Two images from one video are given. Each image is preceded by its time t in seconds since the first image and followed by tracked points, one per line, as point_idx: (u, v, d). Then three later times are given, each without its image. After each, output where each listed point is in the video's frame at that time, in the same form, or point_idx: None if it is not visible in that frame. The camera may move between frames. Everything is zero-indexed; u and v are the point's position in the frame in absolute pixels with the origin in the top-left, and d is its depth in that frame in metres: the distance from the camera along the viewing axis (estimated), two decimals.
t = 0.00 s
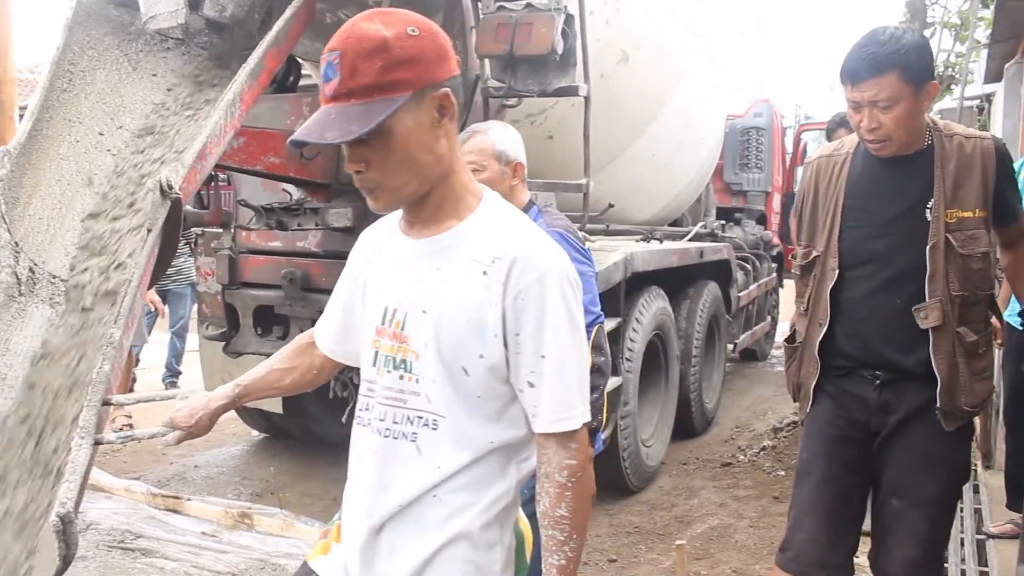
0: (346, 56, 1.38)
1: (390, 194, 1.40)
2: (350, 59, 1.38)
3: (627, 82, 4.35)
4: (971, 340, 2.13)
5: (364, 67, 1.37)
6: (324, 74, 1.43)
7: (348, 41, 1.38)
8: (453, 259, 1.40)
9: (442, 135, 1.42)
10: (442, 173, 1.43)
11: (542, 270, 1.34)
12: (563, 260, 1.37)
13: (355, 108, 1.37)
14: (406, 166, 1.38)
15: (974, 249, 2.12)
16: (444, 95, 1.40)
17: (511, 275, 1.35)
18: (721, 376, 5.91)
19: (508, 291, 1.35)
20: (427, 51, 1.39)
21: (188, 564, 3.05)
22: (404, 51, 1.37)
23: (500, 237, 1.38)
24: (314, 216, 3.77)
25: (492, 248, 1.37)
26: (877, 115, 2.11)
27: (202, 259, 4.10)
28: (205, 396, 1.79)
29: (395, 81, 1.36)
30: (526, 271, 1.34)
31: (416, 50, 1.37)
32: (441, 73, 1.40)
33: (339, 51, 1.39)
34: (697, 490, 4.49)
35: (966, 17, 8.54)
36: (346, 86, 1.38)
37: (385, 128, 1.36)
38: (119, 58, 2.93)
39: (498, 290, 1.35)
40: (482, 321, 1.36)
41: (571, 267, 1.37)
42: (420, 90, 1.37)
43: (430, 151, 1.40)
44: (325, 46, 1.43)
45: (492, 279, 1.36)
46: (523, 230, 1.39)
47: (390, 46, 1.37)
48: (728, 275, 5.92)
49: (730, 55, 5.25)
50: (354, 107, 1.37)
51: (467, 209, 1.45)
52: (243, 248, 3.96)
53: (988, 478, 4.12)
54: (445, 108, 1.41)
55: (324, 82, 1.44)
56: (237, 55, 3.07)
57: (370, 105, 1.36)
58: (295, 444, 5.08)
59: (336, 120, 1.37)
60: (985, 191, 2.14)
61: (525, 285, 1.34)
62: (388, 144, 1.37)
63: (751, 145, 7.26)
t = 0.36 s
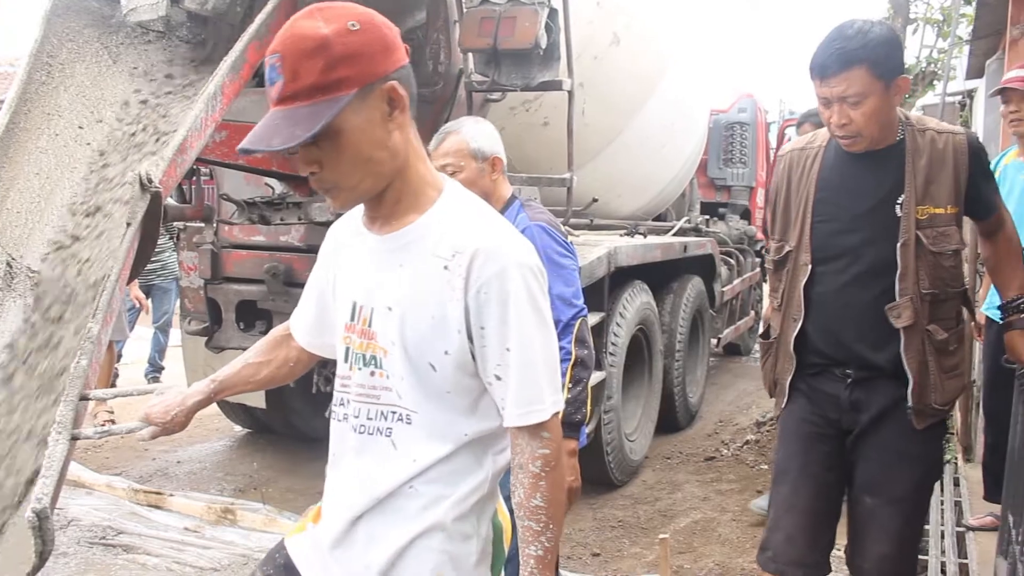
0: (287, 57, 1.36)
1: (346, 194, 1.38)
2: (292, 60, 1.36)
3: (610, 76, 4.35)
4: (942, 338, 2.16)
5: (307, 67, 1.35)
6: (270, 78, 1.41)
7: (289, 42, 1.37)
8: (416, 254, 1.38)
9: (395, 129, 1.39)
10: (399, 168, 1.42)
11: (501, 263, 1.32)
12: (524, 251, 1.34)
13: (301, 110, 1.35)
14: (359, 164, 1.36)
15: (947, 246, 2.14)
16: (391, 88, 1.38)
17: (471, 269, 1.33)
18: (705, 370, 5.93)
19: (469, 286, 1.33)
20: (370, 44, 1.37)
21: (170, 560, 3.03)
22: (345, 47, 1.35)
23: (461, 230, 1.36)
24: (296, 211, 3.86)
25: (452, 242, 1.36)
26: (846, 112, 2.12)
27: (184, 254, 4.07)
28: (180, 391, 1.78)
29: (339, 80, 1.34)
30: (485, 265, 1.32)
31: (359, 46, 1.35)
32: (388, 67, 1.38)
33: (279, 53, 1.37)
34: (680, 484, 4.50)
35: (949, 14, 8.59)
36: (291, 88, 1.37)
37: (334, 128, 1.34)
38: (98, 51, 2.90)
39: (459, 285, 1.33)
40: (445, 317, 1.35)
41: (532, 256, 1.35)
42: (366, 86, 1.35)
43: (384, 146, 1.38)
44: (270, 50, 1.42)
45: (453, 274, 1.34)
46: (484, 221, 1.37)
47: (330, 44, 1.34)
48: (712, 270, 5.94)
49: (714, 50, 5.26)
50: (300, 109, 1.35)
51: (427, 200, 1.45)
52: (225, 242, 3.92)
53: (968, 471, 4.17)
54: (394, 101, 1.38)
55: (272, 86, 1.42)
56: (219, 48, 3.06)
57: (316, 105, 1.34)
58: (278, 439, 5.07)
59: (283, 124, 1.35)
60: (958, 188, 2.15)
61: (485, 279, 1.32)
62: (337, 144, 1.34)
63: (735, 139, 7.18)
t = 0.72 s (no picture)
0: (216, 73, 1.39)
1: (284, 202, 1.41)
2: (219, 77, 1.38)
3: (595, 78, 4.36)
4: (905, 344, 2.02)
5: (226, 85, 1.36)
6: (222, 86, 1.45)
7: (217, 58, 1.38)
8: (362, 255, 1.37)
9: (320, 140, 1.37)
10: (337, 174, 1.40)
11: (438, 263, 1.30)
12: (465, 248, 1.31)
13: (224, 127, 1.38)
14: (287, 175, 1.38)
15: (907, 246, 2.01)
16: (306, 101, 1.35)
17: (411, 270, 1.32)
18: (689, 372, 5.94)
19: (409, 287, 1.32)
20: (280, 59, 1.34)
21: (152, 562, 3.00)
22: (255, 65, 1.34)
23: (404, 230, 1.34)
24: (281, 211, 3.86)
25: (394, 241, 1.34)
26: (802, 100, 2.00)
27: (167, 255, 4.03)
28: (163, 395, 1.78)
29: (252, 98, 1.34)
30: (423, 266, 1.30)
31: (269, 63, 1.33)
32: (306, 79, 1.35)
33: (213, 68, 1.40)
34: (664, 486, 4.51)
35: (931, 19, 8.69)
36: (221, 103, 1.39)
37: (255, 143, 1.36)
38: (79, 50, 2.87)
39: (400, 286, 1.32)
40: (388, 319, 1.34)
41: (474, 253, 1.32)
42: (277, 102, 1.34)
43: (309, 156, 1.37)
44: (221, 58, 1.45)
45: (394, 276, 1.33)
46: (428, 220, 1.35)
47: (240, 62, 1.34)
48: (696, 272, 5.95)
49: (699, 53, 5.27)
50: (224, 126, 1.38)
51: (376, 199, 1.42)
52: (209, 243, 3.90)
53: (950, 473, 4.20)
54: (313, 113, 1.36)
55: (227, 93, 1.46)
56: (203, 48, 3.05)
57: (231, 125, 1.36)
58: (262, 441, 5.04)
59: (213, 140, 1.40)
60: (913, 184, 2.02)
61: (423, 280, 1.30)
62: (260, 159, 1.37)
63: (720, 142, 7.20)
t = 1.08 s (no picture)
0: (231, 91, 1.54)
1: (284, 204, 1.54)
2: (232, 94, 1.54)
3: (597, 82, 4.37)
4: (871, 365, 1.93)
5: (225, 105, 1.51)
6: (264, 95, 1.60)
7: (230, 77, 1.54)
8: (326, 251, 1.41)
9: (282, 153, 1.46)
10: (302, 181, 1.47)
11: (378, 252, 1.31)
12: (404, 236, 1.33)
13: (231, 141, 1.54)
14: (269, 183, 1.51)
15: (882, 261, 1.92)
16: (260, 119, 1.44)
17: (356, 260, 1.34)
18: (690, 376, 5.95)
19: (355, 278, 1.34)
20: (242, 82, 1.44)
21: (153, 564, 2.99)
22: (228, 88, 1.47)
23: (356, 224, 1.37)
24: (282, 215, 3.87)
25: (347, 235, 1.37)
26: (772, 110, 1.95)
27: (169, 257, 4.02)
28: (168, 401, 1.79)
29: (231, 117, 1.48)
30: (364, 256, 1.33)
31: (234, 86, 1.45)
32: (262, 98, 1.43)
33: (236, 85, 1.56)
34: (666, 490, 4.50)
35: (933, 24, 8.71)
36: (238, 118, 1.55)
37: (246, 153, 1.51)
38: (84, 53, 2.88)
39: (348, 277, 1.35)
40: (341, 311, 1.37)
41: (414, 241, 1.33)
42: (243, 120, 1.46)
43: (278, 167, 1.47)
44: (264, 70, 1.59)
45: (344, 267, 1.36)
46: (381, 213, 1.36)
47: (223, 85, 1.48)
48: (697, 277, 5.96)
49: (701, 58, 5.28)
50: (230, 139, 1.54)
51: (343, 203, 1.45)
52: (211, 246, 3.91)
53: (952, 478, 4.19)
54: (270, 129, 1.44)
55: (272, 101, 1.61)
56: (207, 51, 3.06)
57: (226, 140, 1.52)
58: (263, 444, 5.05)
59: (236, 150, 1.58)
60: (901, 198, 1.92)
61: (364, 270, 1.32)
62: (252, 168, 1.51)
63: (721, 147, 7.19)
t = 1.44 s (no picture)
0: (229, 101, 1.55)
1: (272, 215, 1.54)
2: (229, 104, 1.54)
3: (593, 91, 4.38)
4: (828, 387, 1.74)
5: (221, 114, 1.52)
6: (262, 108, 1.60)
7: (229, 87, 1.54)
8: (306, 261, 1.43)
9: (274, 162, 1.46)
10: (292, 192, 1.48)
11: (340, 259, 1.32)
12: (368, 242, 1.32)
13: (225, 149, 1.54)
14: (262, 194, 1.52)
15: (836, 275, 1.73)
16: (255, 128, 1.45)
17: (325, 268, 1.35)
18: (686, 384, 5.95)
19: (324, 286, 1.36)
20: (240, 91, 1.45)
21: (147, 571, 2.97)
22: (227, 96, 1.47)
23: (327, 233, 1.38)
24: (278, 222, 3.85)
25: (319, 244, 1.38)
26: (731, 114, 1.80)
27: (166, 264, 4.05)
28: (162, 409, 1.78)
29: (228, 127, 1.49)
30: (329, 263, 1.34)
31: (229, 97, 1.47)
32: (256, 109, 1.44)
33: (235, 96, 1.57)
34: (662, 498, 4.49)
35: (930, 32, 8.74)
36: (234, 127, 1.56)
37: (241, 163, 1.52)
38: (82, 61, 2.89)
39: (320, 286, 1.37)
40: (315, 319, 1.38)
41: (379, 246, 1.32)
42: (239, 129, 1.46)
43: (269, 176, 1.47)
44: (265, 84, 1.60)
45: (316, 276, 1.38)
46: (351, 220, 1.37)
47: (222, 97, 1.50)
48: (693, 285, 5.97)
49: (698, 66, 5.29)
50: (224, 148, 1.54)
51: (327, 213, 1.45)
52: (208, 253, 3.91)
53: (948, 486, 4.18)
54: (263, 138, 1.45)
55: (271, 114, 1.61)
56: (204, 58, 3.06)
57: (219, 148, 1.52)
58: (259, 451, 5.03)
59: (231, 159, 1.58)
60: (864, 206, 1.72)
61: (330, 277, 1.34)
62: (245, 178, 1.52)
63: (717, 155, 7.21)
